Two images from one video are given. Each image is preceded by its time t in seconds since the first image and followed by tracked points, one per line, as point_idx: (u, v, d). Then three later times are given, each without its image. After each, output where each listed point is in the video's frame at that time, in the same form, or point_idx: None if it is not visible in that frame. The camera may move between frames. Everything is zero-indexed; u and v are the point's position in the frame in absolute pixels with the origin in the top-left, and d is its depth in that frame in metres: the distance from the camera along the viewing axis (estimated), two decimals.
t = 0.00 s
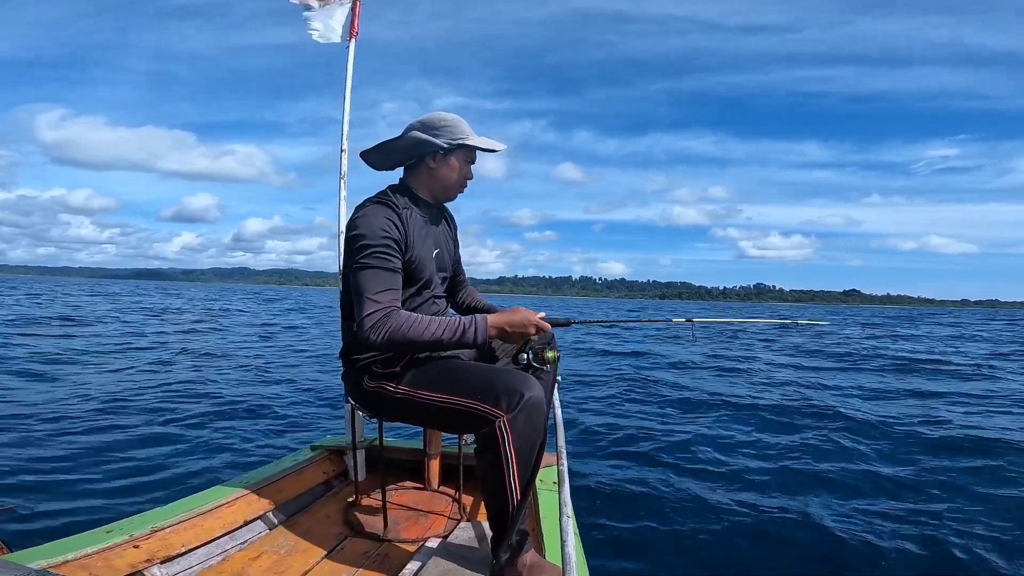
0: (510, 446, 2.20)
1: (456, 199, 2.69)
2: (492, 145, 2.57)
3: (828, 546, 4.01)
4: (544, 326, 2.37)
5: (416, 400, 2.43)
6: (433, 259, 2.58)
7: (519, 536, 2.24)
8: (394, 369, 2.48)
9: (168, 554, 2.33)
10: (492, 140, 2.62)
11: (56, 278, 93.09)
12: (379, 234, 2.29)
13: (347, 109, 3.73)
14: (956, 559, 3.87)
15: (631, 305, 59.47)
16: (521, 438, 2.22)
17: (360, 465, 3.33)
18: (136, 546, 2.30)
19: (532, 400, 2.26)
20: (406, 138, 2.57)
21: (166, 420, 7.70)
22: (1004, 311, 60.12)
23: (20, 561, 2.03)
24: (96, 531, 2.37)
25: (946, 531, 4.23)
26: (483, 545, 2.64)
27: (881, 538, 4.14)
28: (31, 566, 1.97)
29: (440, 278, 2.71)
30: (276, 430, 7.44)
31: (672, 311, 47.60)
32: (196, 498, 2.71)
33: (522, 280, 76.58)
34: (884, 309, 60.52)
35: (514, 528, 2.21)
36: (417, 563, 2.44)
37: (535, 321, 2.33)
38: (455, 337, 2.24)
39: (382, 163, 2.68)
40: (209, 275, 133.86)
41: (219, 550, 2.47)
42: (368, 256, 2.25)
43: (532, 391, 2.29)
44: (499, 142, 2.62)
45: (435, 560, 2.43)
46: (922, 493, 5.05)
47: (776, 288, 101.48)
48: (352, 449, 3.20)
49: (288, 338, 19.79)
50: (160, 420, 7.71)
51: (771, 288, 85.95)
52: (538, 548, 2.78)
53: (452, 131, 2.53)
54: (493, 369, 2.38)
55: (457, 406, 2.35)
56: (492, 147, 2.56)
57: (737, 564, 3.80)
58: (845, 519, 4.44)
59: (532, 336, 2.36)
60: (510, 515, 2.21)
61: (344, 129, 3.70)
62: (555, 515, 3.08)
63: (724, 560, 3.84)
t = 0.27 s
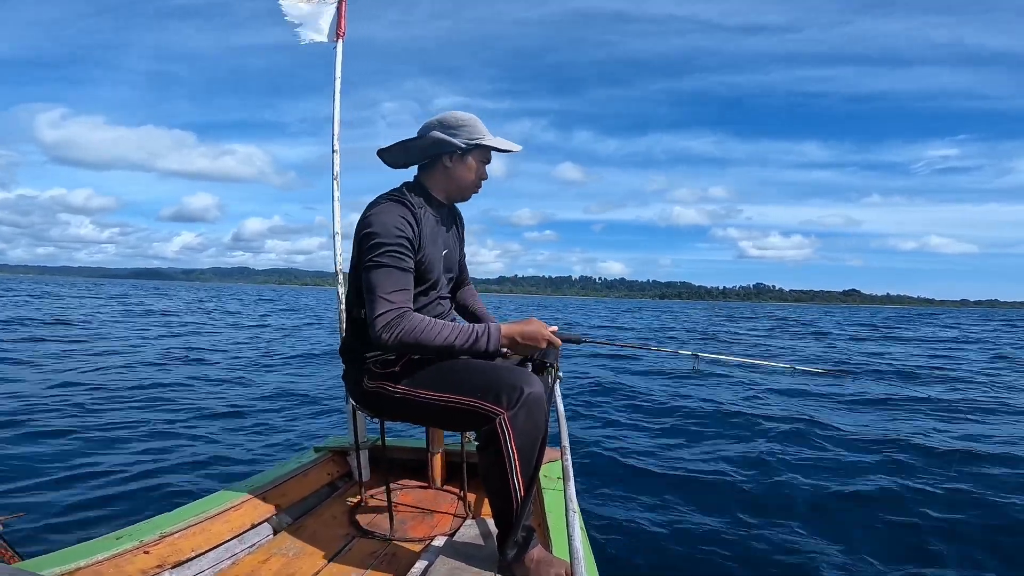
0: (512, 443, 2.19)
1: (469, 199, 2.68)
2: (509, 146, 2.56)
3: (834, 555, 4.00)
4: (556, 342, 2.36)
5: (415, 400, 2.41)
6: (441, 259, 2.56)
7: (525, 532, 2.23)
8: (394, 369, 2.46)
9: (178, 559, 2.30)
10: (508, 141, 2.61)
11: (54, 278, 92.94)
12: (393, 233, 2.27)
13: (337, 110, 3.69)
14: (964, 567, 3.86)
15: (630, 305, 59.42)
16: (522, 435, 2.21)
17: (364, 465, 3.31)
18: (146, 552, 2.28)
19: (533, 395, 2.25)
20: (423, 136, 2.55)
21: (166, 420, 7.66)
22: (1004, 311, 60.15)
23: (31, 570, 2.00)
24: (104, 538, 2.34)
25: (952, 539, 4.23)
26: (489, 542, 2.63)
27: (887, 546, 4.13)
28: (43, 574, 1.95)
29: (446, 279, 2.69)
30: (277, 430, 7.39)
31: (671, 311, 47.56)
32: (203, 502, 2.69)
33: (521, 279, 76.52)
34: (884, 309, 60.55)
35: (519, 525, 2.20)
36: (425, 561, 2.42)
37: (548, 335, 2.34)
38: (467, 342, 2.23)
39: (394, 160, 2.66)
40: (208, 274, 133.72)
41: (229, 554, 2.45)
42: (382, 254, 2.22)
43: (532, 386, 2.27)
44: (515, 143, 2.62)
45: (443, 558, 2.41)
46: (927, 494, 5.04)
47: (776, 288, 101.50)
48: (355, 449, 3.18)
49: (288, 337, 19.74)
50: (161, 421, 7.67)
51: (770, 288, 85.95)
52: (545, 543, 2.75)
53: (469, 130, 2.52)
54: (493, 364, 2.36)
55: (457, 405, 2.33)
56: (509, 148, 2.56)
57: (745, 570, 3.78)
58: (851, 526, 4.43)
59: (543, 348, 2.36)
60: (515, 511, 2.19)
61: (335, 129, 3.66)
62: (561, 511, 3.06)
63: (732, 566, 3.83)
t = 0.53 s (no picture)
0: (513, 445, 2.18)
1: (473, 203, 2.68)
2: (513, 150, 2.56)
3: (837, 548, 3.98)
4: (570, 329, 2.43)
5: (416, 402, 2.41)
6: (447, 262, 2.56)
7: (527, 533, 2.20)
8: (395, 372, 2.45)
9: (180, 564, 2.30)
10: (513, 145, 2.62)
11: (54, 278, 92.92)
12: (404, 236, 2.26)
13: (331, 111, 3.67)
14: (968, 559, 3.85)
15: (630, 305, 59.42)
16: (523, 437, 2.20)
17: (365, 468, 3.30)
18: (148, 557, 2.27)
19: (533, 397, 2.25)
20: (428, 138, 2.55)
21: (166, 421, 7.66)
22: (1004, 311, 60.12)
23: None
24: (106, 543, 2.33)
25: (957, 533, 4.19)
26: (490, 544, 2.62)
27: (891, 538, 4.11)
28: None
29: (449, 282, 2.69)
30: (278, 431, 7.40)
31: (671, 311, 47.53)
32: (204, 506, 2.68)
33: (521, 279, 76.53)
34: (884, 309, 60.52)
35: (522, 525, 2.18)
36: (427, 563, 2.41)
37: (561, 324, 2.38)
38: (484, 341, 2.25)
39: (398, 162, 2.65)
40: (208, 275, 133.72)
41: (230, 559, 2.44)
42: (395, 257, 2.22)
43: (533, 388, 2.27)
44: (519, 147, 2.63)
45: (445, 561, 2.40)
46: (929, 490, 5.03)
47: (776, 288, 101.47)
48: (355, 453, 3.18)
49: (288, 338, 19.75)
50: (161, 422, 7.66)
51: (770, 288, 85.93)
52: (547, 545, 2.74)
53: (475, 134, 2.52)
54: (492, 366, 2.35)
55: (459, 407, 2.32)
56: (514, 152, 2.56)
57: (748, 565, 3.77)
58: (854, 518, 4.42)
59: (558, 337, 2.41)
60: (516, 513, 2.18)
61: (331, 131, 3.66)
62: (562, 512, 3.05)
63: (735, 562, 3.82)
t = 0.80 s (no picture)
0: (513, 449, 2.16)
1: (468, 207, 2.67)
2: (509, 155, 2.55)
3: (836, 559, 3.97)
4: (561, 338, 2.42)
5: (416, 405, 2.39)
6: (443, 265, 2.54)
7: (524, 537, 2.18)
8: (394, 374, 2.42)
9: (173, 566, 2.29)
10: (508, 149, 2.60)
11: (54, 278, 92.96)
12: (400, 240, 2.25)
13: (332, 114, 3.65)
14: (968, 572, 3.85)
15: (630, 305, 59.44)
16: (523, 440, 2.18)
17: (361, 472, 3.29)
18: (141, 558, 2.26)
19: (533, 401, 2.23)
20: (424, 142, 2.53)
21: (164, 422, 7.64)
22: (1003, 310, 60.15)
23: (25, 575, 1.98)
24: (100, 543, 2.32)
25: (957, 541, 4.18)
26: (486, 548, 2.61)
27: (890, 549, 4.10)
28: None
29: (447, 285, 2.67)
30: (277, 431, 7.40)
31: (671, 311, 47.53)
32: (199, 507, 2.67)
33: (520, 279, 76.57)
34: (884, 309, 60.54)
35: (519, 530, 2.17)
36: (423, 567, 2.40)
37: (553, 332, 2.37)
38: (478, 347, 2.23)
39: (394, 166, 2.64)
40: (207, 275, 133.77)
41: (224, 561, 2.43)
42: (390, 262, 2.21)
43: (533, 392, 2.26)
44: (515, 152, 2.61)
45: (441, 565, 2.40)
46: (928, 498, 5.03)
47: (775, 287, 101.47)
48: (352, 456, 3.16)
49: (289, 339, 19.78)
50: (159, 422, 7.65)
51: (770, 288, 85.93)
52: (543, 551, 2.73)
53: (470, 138, 2.50)
54: (492, 369, 2.35)
55: (459, 410, 2.30)
56: (510, 157, 2.55)
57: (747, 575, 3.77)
58: (853, 528, 4.42)
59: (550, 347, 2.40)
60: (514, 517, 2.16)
61: (332, 135, 3.64)
62: (558, 517, 3.04)
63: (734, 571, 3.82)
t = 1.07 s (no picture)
0: (511, 451, 2.15)
1: (463, 206, 2.66)
2: (504, 155, 2.55)
3: (835, 554, 3.94)
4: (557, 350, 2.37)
5: (414, 404, 2.38)
6: (440, 264, 2.54)
7: (519, 540, 2.18)
8: (394, 374, 2.41)
9: (165, 562, 2.29)
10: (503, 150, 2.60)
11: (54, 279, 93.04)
12: (395, 239, 2.24)
13: (338, 114, 3.65)
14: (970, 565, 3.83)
15: (630, 306, 59.45)
16: (521, 442, 2.17)
17: (357, 470, 3.28)
18: (132, 554, 2.26)
19: (533, 403, 2.22)
20: (420, 141, 2.52)
21: (165, 421, 7.65)
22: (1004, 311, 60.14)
23: (15, 569, 1.98)
24: (92, 538, 2.32)
25: (957, 537, 4.18)
26: (481, 549, 2.60)
27: (890, 543, 4.09)
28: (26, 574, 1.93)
29: (443, 283, 2.66)
30: (277, 431, 7.41)
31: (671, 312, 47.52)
32: (193, 504, 2.66)
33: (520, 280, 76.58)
34: (884, 309, 60.54)
35: (514, 531, 2.16)
36: (417, 567, 2.39)
37: (550, 344, 2.34)
38: (471, 348, 2.21)
39: (389, 164, 2.63)
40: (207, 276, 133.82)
41: (217, 558, 2.43)
42: (385, 260, 2.20)
43: (534, 394, 2.24)
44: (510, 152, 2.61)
45: (435, 565, 2.39)
46: (929, 494, 5.02)
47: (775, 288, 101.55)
48: (349, 454, 3.15)
49: (289, 339, 19.81)
50: (159, 421, 7.65)
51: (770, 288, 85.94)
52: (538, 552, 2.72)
53: (465, 138, 2.50)
54: (494, 370, 2.33)
55: (458, 410, 2.29)
56: (504, 157, 2.55)
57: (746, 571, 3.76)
58: (854, 523, 4.41)
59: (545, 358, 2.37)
60: (511, 518, 2.15)
61: (337, 134, 3.64)
62: (553, 518, 3.04)
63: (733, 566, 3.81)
